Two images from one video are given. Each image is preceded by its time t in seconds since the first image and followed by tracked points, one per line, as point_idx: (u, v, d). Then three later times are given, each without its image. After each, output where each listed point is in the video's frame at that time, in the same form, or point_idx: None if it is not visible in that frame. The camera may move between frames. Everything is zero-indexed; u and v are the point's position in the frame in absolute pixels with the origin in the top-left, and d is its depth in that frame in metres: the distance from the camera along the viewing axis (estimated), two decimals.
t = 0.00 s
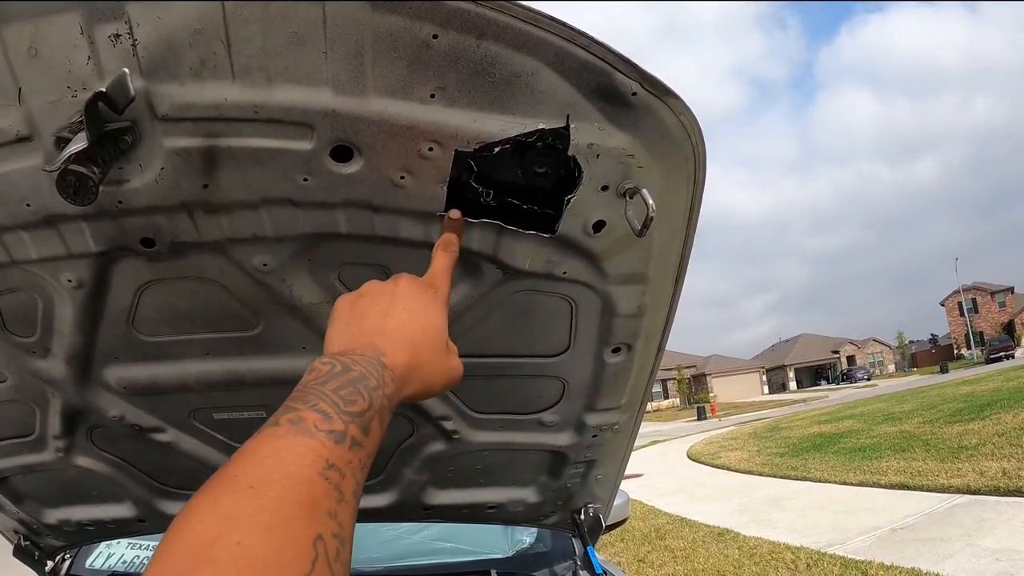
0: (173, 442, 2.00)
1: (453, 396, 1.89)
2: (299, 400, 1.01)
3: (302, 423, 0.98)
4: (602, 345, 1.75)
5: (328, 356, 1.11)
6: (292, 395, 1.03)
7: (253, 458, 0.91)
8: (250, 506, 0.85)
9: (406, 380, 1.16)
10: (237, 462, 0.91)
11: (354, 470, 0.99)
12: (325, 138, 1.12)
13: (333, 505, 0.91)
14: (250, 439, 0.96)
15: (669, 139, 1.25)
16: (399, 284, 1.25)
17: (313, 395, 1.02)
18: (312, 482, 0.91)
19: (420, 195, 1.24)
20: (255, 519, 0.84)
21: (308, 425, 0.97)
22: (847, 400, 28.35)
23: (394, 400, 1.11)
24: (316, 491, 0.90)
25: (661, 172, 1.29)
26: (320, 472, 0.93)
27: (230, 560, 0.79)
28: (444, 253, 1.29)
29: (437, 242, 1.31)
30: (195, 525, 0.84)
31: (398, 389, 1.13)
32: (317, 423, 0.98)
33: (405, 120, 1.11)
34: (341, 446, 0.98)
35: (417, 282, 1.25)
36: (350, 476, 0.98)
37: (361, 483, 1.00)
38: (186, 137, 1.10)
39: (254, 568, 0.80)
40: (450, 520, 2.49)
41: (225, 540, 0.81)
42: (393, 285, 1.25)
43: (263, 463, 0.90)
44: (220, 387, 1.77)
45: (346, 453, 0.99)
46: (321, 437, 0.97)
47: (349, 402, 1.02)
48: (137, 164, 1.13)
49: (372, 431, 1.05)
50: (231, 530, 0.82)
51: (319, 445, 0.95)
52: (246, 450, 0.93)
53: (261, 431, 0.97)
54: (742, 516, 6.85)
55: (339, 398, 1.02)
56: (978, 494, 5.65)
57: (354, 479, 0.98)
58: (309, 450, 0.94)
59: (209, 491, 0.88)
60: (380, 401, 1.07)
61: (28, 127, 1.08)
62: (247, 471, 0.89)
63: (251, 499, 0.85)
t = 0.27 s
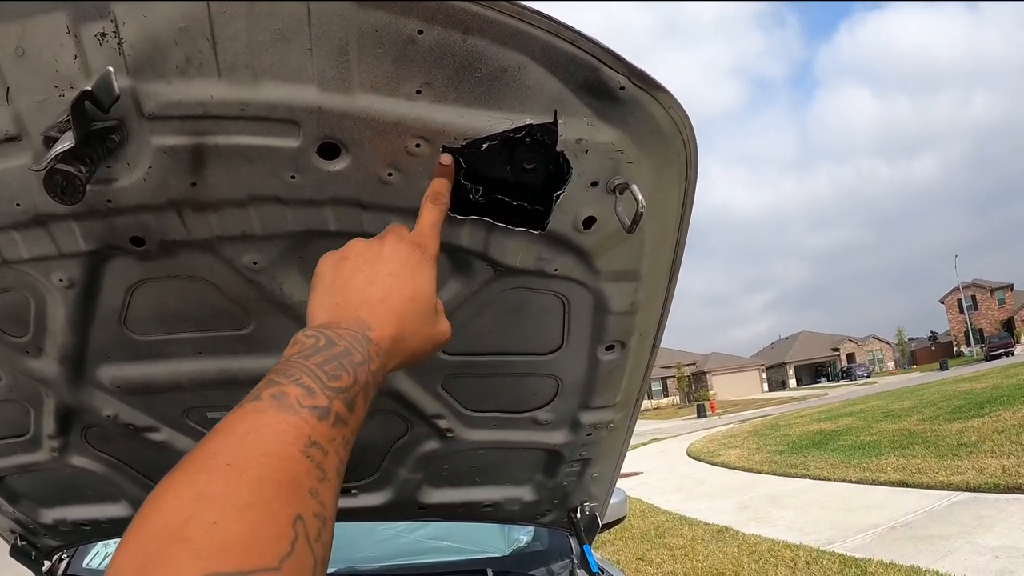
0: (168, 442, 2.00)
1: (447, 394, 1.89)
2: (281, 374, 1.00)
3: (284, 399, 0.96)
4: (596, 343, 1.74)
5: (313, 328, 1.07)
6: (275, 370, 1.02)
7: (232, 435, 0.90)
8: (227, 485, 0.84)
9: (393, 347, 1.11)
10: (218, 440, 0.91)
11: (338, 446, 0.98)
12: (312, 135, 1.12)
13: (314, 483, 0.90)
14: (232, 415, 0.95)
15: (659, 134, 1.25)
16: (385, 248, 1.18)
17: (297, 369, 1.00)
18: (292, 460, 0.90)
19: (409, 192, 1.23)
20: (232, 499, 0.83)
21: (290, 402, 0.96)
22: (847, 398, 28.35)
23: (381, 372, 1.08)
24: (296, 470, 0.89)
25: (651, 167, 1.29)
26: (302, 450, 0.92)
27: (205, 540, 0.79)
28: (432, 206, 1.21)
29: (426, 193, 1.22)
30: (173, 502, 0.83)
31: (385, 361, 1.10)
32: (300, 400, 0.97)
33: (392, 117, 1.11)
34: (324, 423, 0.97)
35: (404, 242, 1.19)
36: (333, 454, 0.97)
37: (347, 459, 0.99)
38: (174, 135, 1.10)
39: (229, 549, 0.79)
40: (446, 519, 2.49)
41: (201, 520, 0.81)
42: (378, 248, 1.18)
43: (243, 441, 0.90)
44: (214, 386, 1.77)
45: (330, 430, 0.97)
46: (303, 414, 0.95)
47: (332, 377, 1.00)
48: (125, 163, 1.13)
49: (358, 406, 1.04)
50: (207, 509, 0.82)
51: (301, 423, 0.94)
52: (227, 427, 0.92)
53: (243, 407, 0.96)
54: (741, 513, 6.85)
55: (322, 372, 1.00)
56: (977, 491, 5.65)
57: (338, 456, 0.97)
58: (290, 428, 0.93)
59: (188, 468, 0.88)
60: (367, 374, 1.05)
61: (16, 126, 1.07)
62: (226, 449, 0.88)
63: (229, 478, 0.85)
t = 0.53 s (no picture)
0: (168, 441, 2.00)
1: (447, 393, 1.89)
2: (312, 370, 1.00)
3: (315, 395, 0.96)
4: (596, 341, 1.74)
5: (345, 325, 1.08)
6: (306, 365, 1.02)
7: (261, 432, 0.89)
8: (256, 484, 0.83)
9: (425, 347, 1.12)
10: (246, 436, 0.90)
11: (368, 447, 0.97)
12: (313, 134, 1.12)
13: (344, 484, 0.89)
14: (261, 411, 0.94)
15: (660, 132, 1.25)
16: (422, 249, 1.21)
17: (329, 365, 1.01)
18: (323, 460, 0.89)
19: (410, 191, 1.24)
20: (261, 498, 0.82)
21: (321, 399, 0.96)
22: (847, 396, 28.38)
23: (412, 372, 1.08)
24: (326, 469, 0.88)
25: (652, 166, 1.29)
26: (333, 448, 0.91)
27: (233, 539, 0.77)
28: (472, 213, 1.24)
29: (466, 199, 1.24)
30: (197, 501, 0.82)
31: (417, 361, 1.11)
32: (331, 397, 0.97)
33: (394, 115, 1.11)
34: (355, 421, 0.96)
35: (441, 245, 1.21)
36: (363, 453, 0.96)
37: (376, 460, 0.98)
38: (175, 134, 1.10)
39: (259, 549, 0.78)
40: (446, 517, 2.49)
41: (228, 520, 0.80)
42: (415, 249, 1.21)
43: (273, 438, 0.89)
44: (215, 385, 1.77)
45: (360, 428, 0.97)
46: (334, 411, 0.95)
47: (364, 375, 1.00)
48: (126, 162, 1.13)
49: (389, 406, 1.04)
50: (234, 509, 0.80)
51: (333, 420, 0.94)
52: (255, 424, 0.91)
53: (273, 403, 0.95)
54: (741, 511, 6.86)
55: (354, 370, 1.00)
56: (977, 489, 5.66)
57: (368, 456, 0.96)
58: (322, 426, 0.92)
59: (214, 466, 0.87)
60: (398, 374, 1.05)
61: (17, 126, 1.07)
62: (255, 446, 0.87)
63: (258, 476, 0.84)
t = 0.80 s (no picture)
0: (165, 440, 2.01)
1: (443, 391, 1.90)
2: (350, 340, 1.01)
3: (352, 365, 0.97)
4: (592, 339, 1.75)
5: (385, 292, 1.09)
6: (344, 335, 1.03)
7: (295, 403, 0.90)
8: (287, 457, 0.83)
9: (468, 315, 1.13)
10: (279, 407, 0.90)
11: (405, 418, 0.97)
12: (305, 133, 1.12)
13: (378, 458, 0.90)
14: (296, 381, 0.95)
15: (652, 129, 1.25)
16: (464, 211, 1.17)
17: (367, 334, 1.02)
18: (358, 433, 0.89)
19: (403, 189, 1.24)
20: (292, 472, 0.82)
21: (358, 367, 0.96)
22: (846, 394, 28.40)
23: (453, 340, 1.09)
24: (360, 443, 0.88)
25: (644, 163, 1.29)
26: (368, 420, 0.91)
27: (261, 515, 0.78)
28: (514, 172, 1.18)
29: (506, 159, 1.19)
30: (226, 473, 0.83)
31: (460, 328, 1.11)
32: (369, 365, 0.97)
33: (386, 113, 1.11)
34: (393, 392, 0.97)
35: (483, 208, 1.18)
36: (401, 425, 0.96)
37: (412, 433, 0.98)
38: (168, 133, 1.10)
39: (287, 524, 0.78)
40: (444, 515, 2.50)
41: (256, 494, 0.80)
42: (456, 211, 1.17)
43: (306, 409, 0.89)
44: (210, 383, 1.77)
45: (398, 399, 0.97)
46: (370, 381, 0.95)
47: (402, 344, 1.01)
48: (119, 161, 1.13)
49: (428, 375, 1.04)
50: (263, 483, 0.81)
51: (370, 390, 0.94)
52: (290, 395, 0.92)
53: (309, 372, 0.96)
54: (740, 509, 6.86)
55: (393, 340, 1.01)
56: (976, 486, 5.66)
57: (404, 428, 0.96)
58: (358, 396, 0.93)
59: (246, 437, 0.87)
60: (436, 345, 1.05)
61: (10, 125, 1.07)
62: (287, 418, 0.88)
63: (289, 450, 0.84)
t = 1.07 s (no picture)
0: (167, 439, 2.01)
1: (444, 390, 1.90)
2: (393, 358, 1.03)
3: (397, 383, 0.99)
4: (592, 337, 1.75)
5: (423, 315, 1.12)
6: (386, 354, 1.05)
7: (345, 418, 0.92)
8: (341, 471, 0.85)
9: (502, 341, 1.15)
10: (329, 423, 0.92)
11: (447, 436, 1.00)
12: (306, 133, 1.13)
13: (423, 473, 0.92)
14: (343, 397, 0.97)
15: (652, 129, 1.25)
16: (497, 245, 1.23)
17: (410, 353, 1.04)
18: (405, 449, 0.91)
19: (403, 189, 1.24)
20: (346, 485, 0.84)
21: (403, 386, 0.99)
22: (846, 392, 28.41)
23: (489, 364, 1.11)
24: (406, 459, 0.91)
25: (645, 162, 1.29)
26: (414, 437, 0.93)
27: (320, 526, 0.79)
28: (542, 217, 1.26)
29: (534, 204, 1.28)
30: (282, 486, 0.84)
31: (495, 353, 1.14)
32: (413, 385, 0.99)
33: (386, 113, 1.11)
34: (435, 411, 0.99)
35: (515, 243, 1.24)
36: (442, 443, 0.98)
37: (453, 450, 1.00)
38: (170, 133, 1.10)
39: (345, 536, 0.80)
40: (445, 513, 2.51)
41: (314, 506, 0.81)
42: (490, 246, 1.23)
43: (356, 425, 0.91)
44: (212, 382, 1.78)
45: (439, 418, 0.99)
46: (415, 400, 0.98)
47: (444, 364, 1.03)
48: (120, 161, 1.13)
49: (466, 396, 1.06)
50: (320, 495, 0.82)
51: (414, 409, 0.97)
52: (337, 412, 0.94)
53: (355, 389, 0.98)
54: (740, 507, 6.87)
55: (435, 360, 1.03)
56: (976, 484, 5.67)
57: (445, 446, 0.98)
58: (404, 414, 0.95)
59: (297, 451, 0.89)
60: (474, 366, 1.08)
61: (12, 126, 1.08)
62: (337, 433, 0.90)
63: (343, 463, 0.86)
